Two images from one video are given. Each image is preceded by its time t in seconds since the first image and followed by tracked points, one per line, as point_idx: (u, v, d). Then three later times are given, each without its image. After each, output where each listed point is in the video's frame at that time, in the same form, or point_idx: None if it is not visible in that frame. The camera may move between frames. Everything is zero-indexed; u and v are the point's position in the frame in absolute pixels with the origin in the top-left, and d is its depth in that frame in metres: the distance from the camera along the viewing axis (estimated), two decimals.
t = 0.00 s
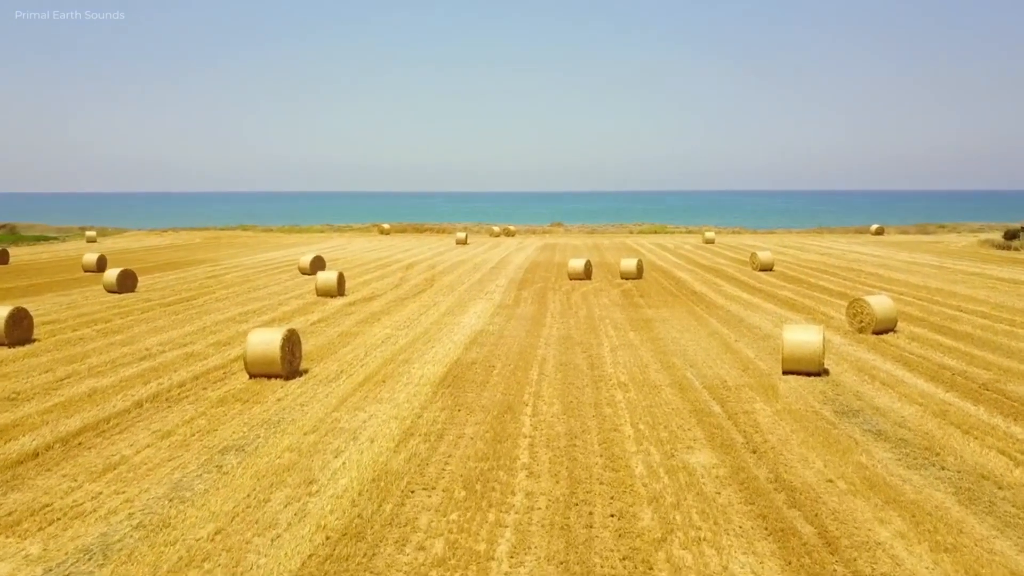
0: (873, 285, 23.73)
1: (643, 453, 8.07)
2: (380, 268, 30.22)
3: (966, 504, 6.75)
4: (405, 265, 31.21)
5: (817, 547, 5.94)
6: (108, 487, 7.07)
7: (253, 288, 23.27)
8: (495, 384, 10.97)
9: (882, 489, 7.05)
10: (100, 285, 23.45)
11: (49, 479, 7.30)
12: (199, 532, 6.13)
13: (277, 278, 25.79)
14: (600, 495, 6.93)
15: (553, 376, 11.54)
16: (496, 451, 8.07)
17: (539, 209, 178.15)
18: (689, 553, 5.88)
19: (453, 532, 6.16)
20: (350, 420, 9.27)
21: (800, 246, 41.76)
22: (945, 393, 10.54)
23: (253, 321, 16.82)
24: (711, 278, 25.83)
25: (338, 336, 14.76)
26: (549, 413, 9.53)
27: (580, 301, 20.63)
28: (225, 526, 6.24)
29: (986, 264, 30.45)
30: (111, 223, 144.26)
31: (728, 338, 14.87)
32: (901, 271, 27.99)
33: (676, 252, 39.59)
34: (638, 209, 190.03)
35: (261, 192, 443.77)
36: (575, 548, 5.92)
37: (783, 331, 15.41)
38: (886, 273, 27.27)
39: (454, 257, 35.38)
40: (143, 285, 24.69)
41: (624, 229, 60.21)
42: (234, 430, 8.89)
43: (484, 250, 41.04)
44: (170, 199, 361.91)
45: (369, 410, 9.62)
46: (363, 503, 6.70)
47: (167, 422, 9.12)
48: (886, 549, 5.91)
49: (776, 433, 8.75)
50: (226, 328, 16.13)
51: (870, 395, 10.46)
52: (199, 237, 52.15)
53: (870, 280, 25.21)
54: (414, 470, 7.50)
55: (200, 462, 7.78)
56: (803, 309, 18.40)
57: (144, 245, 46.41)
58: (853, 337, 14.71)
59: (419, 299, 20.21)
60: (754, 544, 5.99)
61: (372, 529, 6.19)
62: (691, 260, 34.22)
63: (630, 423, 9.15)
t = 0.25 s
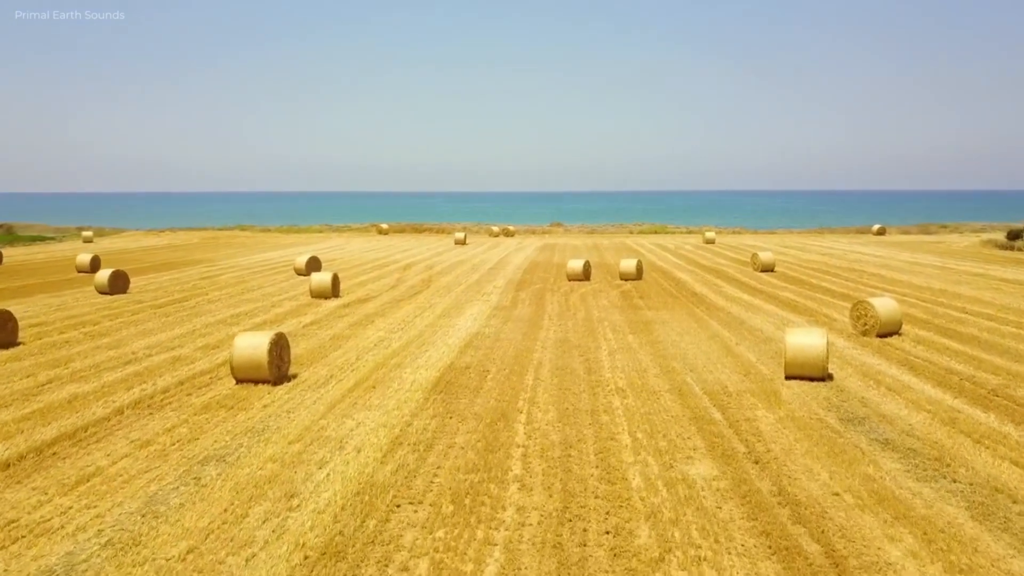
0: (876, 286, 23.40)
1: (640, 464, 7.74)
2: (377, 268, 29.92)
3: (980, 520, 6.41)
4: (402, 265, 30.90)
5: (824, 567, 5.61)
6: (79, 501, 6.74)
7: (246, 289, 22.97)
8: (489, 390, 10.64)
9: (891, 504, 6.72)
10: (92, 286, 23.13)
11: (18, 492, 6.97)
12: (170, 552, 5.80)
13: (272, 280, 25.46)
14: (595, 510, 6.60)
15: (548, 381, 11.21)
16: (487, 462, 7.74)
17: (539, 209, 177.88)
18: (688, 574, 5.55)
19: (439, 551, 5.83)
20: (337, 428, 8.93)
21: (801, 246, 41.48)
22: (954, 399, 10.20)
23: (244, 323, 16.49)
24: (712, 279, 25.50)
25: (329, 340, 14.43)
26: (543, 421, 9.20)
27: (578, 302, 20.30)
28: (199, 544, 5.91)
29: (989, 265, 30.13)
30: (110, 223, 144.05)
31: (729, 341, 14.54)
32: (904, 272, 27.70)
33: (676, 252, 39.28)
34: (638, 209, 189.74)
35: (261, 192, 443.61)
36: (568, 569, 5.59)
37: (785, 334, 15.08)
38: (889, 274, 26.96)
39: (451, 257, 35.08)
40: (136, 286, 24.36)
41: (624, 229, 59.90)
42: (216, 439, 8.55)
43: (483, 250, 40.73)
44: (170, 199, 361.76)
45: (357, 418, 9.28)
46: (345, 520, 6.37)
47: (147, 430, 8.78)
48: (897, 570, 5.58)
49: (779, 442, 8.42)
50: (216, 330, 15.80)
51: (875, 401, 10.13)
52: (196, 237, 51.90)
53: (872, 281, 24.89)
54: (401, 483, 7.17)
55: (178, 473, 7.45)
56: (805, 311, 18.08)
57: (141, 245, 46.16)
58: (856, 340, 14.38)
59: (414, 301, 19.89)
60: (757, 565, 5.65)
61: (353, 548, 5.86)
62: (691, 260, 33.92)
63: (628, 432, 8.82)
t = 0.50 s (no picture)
0: (879, 287, 23.07)
1: (637, 476, 7.41)
2: (373, 269, 29.59)
3: (995, 538, 6.08)
4: (399, 266, 30.57)
5: None
6: (47, 516, 6.42)
7: (240, 291, 22.66)
8: (482, 396, 10.31)
9: (900, 519, 6.39)
10: (83, 287, 22.82)
11: None
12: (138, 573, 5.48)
13: (267, 281, 25.14)
14: (589, 527, 6.27)
15: (544, 386, 10.89)
16: (477, 474, 7.41)
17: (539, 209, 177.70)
18: None
19: (423, 573, 5.50)
20: (323, 437, 8.60)
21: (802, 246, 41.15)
22: (962, 406, 9.86)
23: (235, 326, 16.17)
24: (712, 280, 25.17)
25: (320, 343, 14.11)
26: (538, 430, 8.86)
27: (577, 304, 19.97)
28: (168, 565, 5.59)
29: (993, 266, 29.79)
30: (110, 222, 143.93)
31: (730, 344, 14.21)
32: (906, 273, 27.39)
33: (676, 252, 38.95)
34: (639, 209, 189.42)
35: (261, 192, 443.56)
36: None
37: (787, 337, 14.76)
38: (892, 275, 26.63)
39: (449, 258, 34.76)
40: (129, 287, 24.07)
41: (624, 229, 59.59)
42: (196, 448, 8.23)
43: (481, 250, 40.45)
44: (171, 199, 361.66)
45: (345, 427, 8.95)
46: (326, 537, 6.04)
47: (125, 439, 8.46)
48: None
49: (782, 452, 8.08)
50: (206, 333, 15.48)
51: (881, 408, 9.79)
52: (194, 237, 51.63)
53: (875, 282, 24.56)
54: (386, 497, 6.84)
55: (153, 486, 7.13)
56: (808, 313, 17.75)
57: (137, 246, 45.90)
58: (860, 343, 14.05)
59: (410, 302, 19.57)
60: None
61: (332, 569, 5.53)
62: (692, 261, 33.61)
63: (624, 440, 8.50)
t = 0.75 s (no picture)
0: (882, 289, 22.73)
1: (634, 489, 7.07)
2: (369, 270, 29.26)
3: (1012, 557, 5.75)
4: (395, 266, 30.23)
5: None
6: (11, 534, 6.09)
7: (233, 292, 22.34)
8: (475, 402, 9.97)
9: (911, 537, 6.05)
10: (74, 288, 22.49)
11: None
12: None
13: (262, 282, 24.81)
14: (582, 545, 5.93)
15: (538, 392, 10.56)
16: (466, 486, 7.07)
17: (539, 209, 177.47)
18: None
19: None
20: (308, 447, 8.27)
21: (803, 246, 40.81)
22: (972, 413, 9.52)
23: (225, 328, 15.83)
24: (712, 281, 24.84)
25: (311, 347, 13.78)
26: (531, 439, 8.53)
27: (574, 305, 19.63)
28: None
29: (997, 266, 29.49)
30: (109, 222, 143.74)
31: (731, 348, 13.87)
32: (909, 273, 27.08)
33: (676, 253, 38.61)
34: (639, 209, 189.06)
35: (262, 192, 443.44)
36: None
37: (789, 340, 14.42)
38: (895, 276, 26.30)
39: (447, 259, 34.43)
40: (121, 288, 23.73)
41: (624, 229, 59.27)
42: (175, 458, 7.90)
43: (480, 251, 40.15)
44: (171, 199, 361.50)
45: (331, 436, 8.61)
46: (303, 557, 5.71)
47: (102, 449, 8.13)
48: None
49: (785, 463, 7.74)
50: (195, 335, 15.14)
51: (888, 415, 9.45)
52: (191, 237, 51.34)
53: (878, 283, 24.24)
54: (370, 512, 6.50)
55: (126, 499, 6.80)
56: (810, 316, 17.41)
57: (134, 246, 45.63)
58: (864, 347, 13.71)
59: (405, 304, 19.25)
60: None
61: None
62: (692, 261, 33.29)
63: (621, 450, 8.16)
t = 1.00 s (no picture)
0: (885, 290, 22.38)
1: (630, 503, 6.74)
2: (366, 270, 28.92)
3: None
4: (392, 267, 29.89)
5: None
6: None
7: (226, 293, 22.02)
8: (467, 410, 9.64)
9: (922, 557, 5.73)
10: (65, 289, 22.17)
11: None
12: None
13: (256, 283, 24.51)
14: (574, 566, 5.60)
15: (533, 398, 10.23)
16: (454, 501, 6.75)
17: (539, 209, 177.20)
18: None
19: None
20: (291, 458, 7.95)
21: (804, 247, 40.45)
22: (981, 421, 9.18)
23: (215, 331, 15.49)
24: (713, 282, 24.51)
25: (301, 350, 13.45)
26: (524, 449, 8.20)
27: (572, 307, 19.29)
28: None
29: (1000, 266, 29.18)
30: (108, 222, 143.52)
31: (732, 351, 13.53)
32: (912, 274, 26.75)
33: (676, 253, 38.26)
34: (639, 209, 188.69)
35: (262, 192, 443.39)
36: None
37: (791, 344, 14.08)
38: (898, 277, 25.99)
39: (444, 259, 34.08)
40: (113, 290, 23.41)
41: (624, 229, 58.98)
42: (151, 470, 7.58)
43: (478, 251, 39.86)
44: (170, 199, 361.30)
45: (316, 446, 8.29)
46: None
47: (76, 460, 7.80)
48: None
49: (788, 475, 7.41)
50: (183, 338, 14.81)
51: (894, 423, 9.11)
52: (188, 237, 51.06)
53: (881, 284, 23.92)
54: (351, 530, 6.18)
55: (96, 515, 6.47)
56: (812, 318, 17.07)
57: (130, 247, 45.35)
58: (868, 350, 13.37)
59: (400, 306, 18.91)
60: None
61: None
62: (692, 262, 32.97)
63: (617, 461, 7.83)
